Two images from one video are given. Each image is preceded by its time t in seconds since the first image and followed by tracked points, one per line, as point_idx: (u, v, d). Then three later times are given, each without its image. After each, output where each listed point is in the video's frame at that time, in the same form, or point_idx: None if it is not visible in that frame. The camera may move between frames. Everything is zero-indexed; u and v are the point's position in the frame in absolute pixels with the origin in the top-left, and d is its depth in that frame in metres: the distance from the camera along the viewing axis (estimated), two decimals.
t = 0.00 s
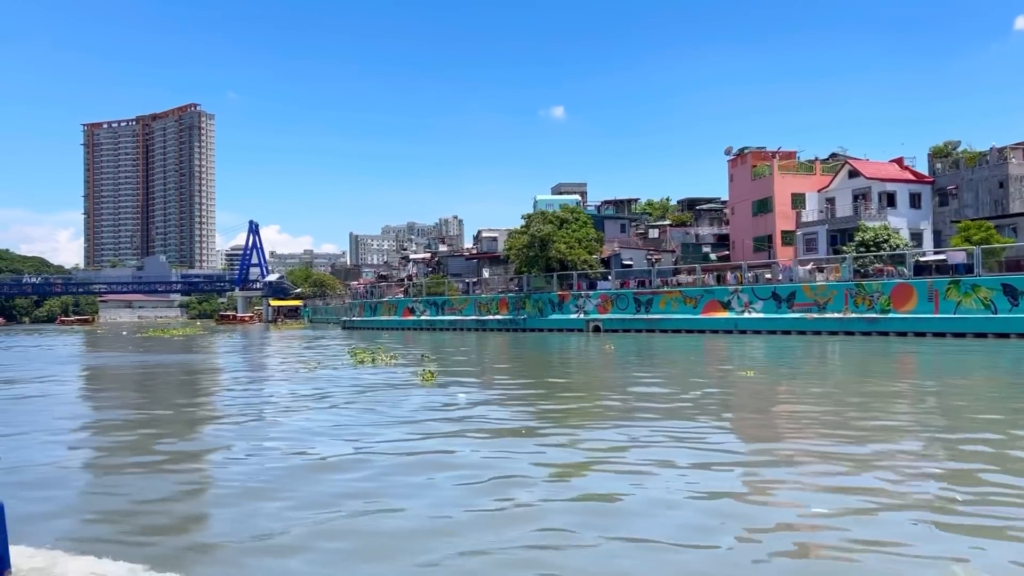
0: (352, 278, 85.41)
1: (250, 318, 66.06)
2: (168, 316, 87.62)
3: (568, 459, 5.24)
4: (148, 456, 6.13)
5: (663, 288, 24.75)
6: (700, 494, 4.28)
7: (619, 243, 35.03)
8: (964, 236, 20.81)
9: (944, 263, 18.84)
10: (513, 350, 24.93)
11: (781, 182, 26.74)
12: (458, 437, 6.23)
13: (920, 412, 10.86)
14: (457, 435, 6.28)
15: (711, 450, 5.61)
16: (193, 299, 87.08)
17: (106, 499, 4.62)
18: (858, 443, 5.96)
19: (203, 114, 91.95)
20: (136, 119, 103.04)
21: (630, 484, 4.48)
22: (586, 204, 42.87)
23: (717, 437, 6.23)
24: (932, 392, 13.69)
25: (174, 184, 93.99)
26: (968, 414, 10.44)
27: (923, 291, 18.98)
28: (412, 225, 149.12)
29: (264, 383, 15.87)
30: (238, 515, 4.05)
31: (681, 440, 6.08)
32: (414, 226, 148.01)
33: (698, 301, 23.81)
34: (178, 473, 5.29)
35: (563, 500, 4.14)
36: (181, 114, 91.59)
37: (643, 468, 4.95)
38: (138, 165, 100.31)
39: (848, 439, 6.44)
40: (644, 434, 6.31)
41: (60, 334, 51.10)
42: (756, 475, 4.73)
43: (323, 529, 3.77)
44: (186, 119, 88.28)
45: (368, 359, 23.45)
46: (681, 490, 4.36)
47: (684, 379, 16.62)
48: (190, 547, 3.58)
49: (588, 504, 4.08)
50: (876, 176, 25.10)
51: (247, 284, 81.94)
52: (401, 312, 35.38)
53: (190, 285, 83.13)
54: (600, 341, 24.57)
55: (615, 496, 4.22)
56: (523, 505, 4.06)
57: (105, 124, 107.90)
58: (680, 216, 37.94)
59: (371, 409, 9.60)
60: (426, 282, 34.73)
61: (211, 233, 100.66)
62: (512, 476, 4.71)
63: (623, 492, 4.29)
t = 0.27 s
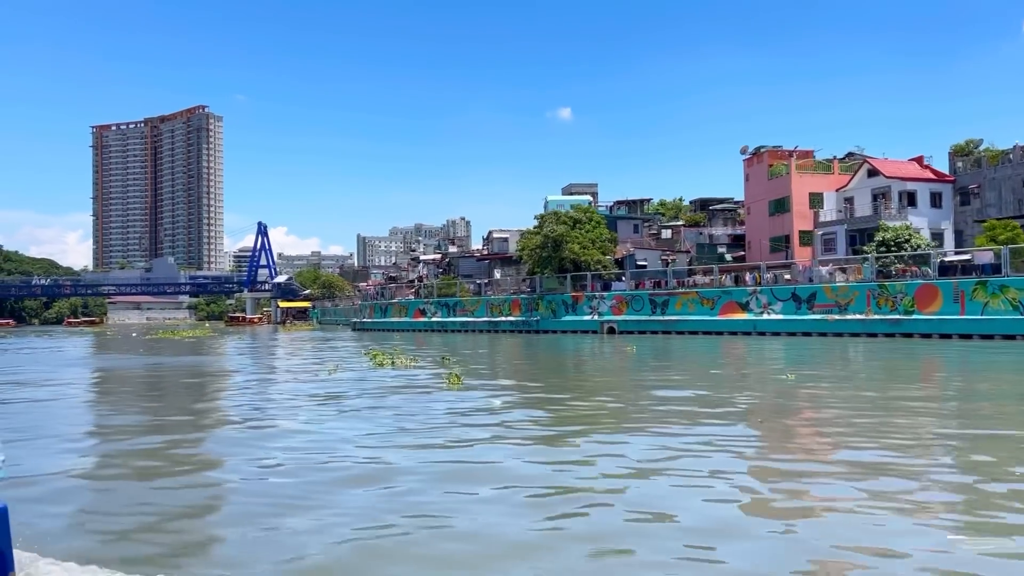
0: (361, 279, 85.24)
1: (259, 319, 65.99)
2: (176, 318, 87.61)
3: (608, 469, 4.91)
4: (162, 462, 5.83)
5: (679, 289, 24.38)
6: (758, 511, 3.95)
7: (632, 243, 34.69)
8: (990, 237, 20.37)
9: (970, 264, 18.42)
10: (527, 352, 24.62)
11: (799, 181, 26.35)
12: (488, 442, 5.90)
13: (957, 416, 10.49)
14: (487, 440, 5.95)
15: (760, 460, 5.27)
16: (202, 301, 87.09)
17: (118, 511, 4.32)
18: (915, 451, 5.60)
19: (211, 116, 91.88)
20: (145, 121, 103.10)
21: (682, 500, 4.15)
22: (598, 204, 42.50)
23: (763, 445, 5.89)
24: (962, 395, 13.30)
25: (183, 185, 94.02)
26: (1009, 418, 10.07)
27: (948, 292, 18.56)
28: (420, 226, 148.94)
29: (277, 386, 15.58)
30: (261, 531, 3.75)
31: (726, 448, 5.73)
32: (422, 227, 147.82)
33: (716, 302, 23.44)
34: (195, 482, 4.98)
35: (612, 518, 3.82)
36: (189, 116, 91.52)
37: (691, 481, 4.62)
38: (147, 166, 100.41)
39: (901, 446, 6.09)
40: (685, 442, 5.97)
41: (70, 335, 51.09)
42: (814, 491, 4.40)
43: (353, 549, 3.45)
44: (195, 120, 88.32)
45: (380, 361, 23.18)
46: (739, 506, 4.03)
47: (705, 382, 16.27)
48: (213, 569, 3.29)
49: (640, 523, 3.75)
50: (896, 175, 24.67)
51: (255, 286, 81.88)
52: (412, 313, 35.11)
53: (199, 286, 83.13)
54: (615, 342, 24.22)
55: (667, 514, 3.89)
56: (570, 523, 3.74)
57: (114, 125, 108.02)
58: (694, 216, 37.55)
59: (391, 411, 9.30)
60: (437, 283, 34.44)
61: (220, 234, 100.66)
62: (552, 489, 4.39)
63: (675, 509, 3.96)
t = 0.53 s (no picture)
0: (370, 281, 85.00)
1: (267, 320, 65.84)
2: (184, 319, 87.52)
3: (655, 481, 4.60)
4: (175, 466, 5.53)
5: (696, 290, 24.00)
6: (828, 533, 3.62)
7: (645, 243, 34.31)
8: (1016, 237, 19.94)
9: (998, 264, 18.01)
10: (541, 354, 24.27)
11: (817, 181, 25.94)
12: (520, 450, 5.58)
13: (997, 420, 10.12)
14: (520, 448, 5.64)
15: (814, 471, 4.95)
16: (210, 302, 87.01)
17: (135, 522, 4.03)
18: (978, 464, 5.26)
19: (219, 117, 91.83)
20: (154, 122, 103.06)
21: (740, 519, 3.84)
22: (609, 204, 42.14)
23: (810, 453, 5.56)
24: (996, 398, 12.91)
25: (191, 187, 94.02)
26: None
27: (975, 293, 18.15)
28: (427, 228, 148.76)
29: (291, 388, 15.26)
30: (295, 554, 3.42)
31: (774, 458, 5.41)
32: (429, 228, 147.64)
33: (734, 304, 23.05)
34: (214, 489, 4.67)
35: (668, 540, 3.50)
36: (198, 117, 91.49)
37: (746, 495, 4.31)
38: (155, 168, 100.45)
39: (963, 455, 5.72)
40: (731, 451, 5.64)
41: (79, 336, 50.99)
42: (883, 509, 4.07)
43: (391, 573, 3.13)
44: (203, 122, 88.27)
45: (392, 362, 22.87)
46: (801, 527, 3.71)
47: (727, 385, 15.90)
48: None
49: (699, 545, 3.43)
50: (917, 174, 24.25)
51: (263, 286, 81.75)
52: (423, 315, 34.80)
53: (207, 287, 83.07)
54: (631, 344, 23.86)
55: (727, 534, 3.58)
56: (622, 546, 3.43)
57: (122, 126, 107.91)
58: (707, 216, 37.16)
59: (412, 415, 8.96)
60: (449, 284, 34.12)
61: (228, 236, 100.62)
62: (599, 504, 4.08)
63: (734, 528, 3.64)
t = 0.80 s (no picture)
0: (378, 282, 84.71)
1: (276, 321, 65.72)
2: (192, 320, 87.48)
3: (699, 494, 4.30)
4: (190, 475, 5.28)
5: (713, 291, 23.65)
6: (889, 552, 3.33)
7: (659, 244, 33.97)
8: None
9: None
10: (555, 355, 23.97)
11: (835, 180, 25.56)
12: (556, 457, 5.29)
13: None
14: (554, 455, 5.35)
15: (873, 480, 4.62)
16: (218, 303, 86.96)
17: (143, 537, 3.77)
18: None
19: (227, 119, 91.79)
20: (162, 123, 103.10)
21: (788, 536, 3.54)
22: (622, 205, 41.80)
23: (868, 460, 5.22)
24: None
25: (199, 188, 94.01)
26: None
27: (1001, 294, 17.75)
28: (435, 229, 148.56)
29: (305, 390, 15.00)
30: None
31: (828, 466, 5.08)
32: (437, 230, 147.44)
33: (752, 305, 22.69)
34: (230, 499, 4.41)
35: (713, 562, 3.21)
36: (206, 119, 91.50)
37: (805, 508, 4.00)
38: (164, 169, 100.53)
39: None
40: (779, 458, 5.32)
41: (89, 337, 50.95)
42: (956, 524, 3.75)
43: None
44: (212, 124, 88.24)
45: (404, 364, 22.61)
46: (862, 543, 3.43)
47: (747, 387, 15.58)
48: None
49: (748, 570, 3.14)
50: (937, 173, 23.84)
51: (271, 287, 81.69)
52: (434, 316, 34.53)
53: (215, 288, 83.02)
54: (646, 346, 23.53)
55: (791, 554, 3.29)
56: (664, 570, 3.15)
57: (130, 128, 107.92)
58: (721, 216, 36.78)
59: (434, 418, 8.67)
60: (460, 285, 33.84)
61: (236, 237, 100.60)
62: (637, 520, 3.79)
63: (786, 548, 3.36)
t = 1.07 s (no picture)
0: (386, 283, 84.55)
1: (284, 322, 65.53)
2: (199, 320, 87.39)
3: (761, 510, 3.99)
4: (203, 484, 4.98)
5: (730, 292, 23.27)
6: None
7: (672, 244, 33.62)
8: None
9: None
10: (569, 357, 23.64)
11: (853, 179, 25.17)
12: (600, 467, 4.97)
13: None
14: (592, 464, 5.03)
15: (942, 495, 4.30)
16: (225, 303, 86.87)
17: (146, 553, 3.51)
18: None
19: (234, 119, 91.55)
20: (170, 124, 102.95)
21: (854, 559, 3.25)
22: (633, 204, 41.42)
23: (930, 471, 4.89)
24: None
25: (207, 189, 93.87)
26: None
27: None
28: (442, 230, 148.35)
29: (318, 391, 14.69)
30: None
31: (887, 478, 4.74)
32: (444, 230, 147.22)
33: (770, 306, 22.31)
34: (243, 513, 4.14)
35: None
36: (213, 119, 91.27)
37: (879, 528, 3.68)
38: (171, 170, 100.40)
39: None
40: (836, 468, 4.99)
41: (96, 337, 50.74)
42: None
43: None
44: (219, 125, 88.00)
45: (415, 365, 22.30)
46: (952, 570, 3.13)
47: (769, 390, 15.24)
48: None
49: None
50: (958, 172, 23.43)
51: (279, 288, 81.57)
52: (444, 317, 34.22)
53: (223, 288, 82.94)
54: (662, 347, 23.18)
55: None
56: None
57: (137, 128, 107.85)
58: (735, 216, 36.39)
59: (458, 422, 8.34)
60: (471, 285, 33.50)
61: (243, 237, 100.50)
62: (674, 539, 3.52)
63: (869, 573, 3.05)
